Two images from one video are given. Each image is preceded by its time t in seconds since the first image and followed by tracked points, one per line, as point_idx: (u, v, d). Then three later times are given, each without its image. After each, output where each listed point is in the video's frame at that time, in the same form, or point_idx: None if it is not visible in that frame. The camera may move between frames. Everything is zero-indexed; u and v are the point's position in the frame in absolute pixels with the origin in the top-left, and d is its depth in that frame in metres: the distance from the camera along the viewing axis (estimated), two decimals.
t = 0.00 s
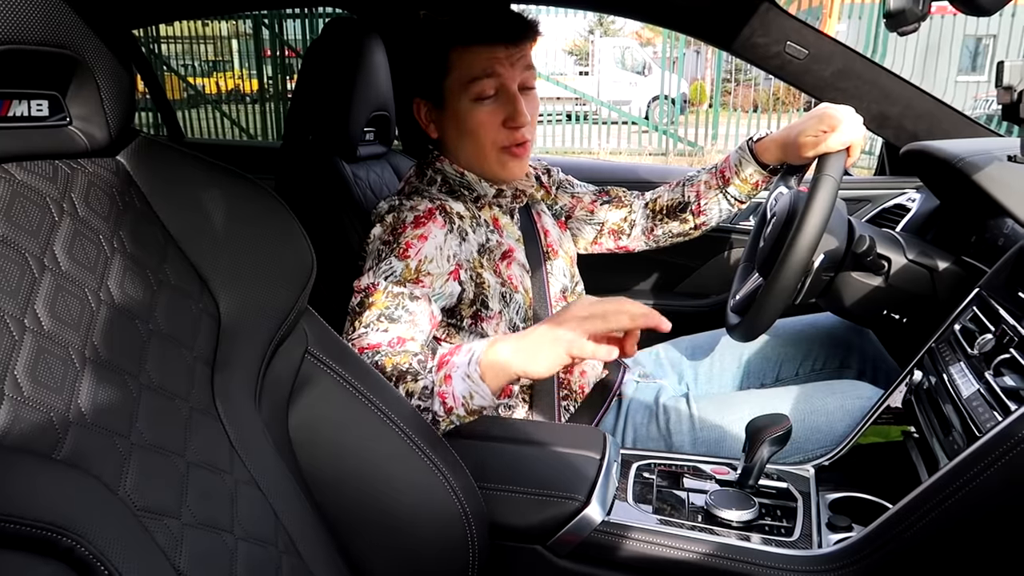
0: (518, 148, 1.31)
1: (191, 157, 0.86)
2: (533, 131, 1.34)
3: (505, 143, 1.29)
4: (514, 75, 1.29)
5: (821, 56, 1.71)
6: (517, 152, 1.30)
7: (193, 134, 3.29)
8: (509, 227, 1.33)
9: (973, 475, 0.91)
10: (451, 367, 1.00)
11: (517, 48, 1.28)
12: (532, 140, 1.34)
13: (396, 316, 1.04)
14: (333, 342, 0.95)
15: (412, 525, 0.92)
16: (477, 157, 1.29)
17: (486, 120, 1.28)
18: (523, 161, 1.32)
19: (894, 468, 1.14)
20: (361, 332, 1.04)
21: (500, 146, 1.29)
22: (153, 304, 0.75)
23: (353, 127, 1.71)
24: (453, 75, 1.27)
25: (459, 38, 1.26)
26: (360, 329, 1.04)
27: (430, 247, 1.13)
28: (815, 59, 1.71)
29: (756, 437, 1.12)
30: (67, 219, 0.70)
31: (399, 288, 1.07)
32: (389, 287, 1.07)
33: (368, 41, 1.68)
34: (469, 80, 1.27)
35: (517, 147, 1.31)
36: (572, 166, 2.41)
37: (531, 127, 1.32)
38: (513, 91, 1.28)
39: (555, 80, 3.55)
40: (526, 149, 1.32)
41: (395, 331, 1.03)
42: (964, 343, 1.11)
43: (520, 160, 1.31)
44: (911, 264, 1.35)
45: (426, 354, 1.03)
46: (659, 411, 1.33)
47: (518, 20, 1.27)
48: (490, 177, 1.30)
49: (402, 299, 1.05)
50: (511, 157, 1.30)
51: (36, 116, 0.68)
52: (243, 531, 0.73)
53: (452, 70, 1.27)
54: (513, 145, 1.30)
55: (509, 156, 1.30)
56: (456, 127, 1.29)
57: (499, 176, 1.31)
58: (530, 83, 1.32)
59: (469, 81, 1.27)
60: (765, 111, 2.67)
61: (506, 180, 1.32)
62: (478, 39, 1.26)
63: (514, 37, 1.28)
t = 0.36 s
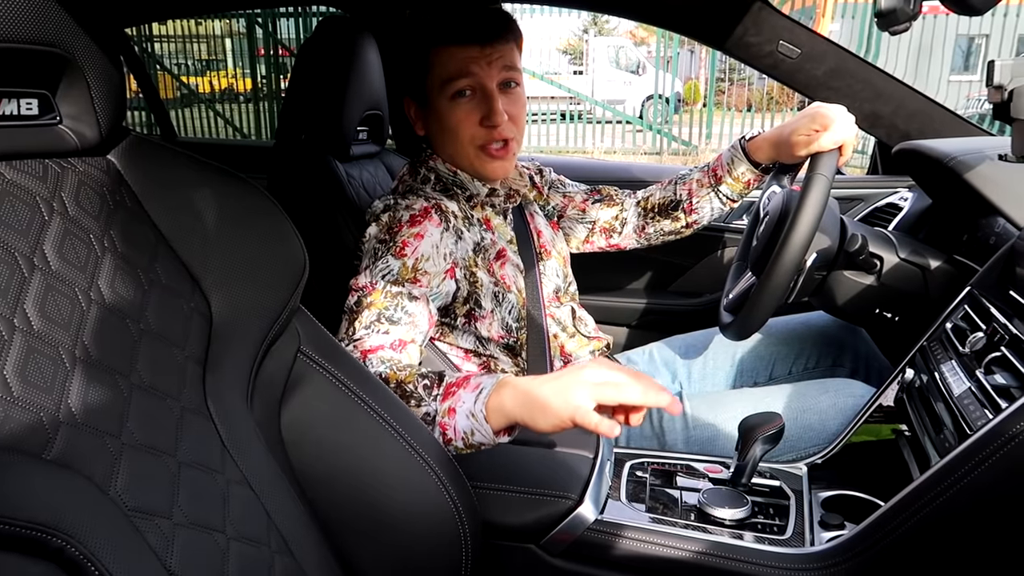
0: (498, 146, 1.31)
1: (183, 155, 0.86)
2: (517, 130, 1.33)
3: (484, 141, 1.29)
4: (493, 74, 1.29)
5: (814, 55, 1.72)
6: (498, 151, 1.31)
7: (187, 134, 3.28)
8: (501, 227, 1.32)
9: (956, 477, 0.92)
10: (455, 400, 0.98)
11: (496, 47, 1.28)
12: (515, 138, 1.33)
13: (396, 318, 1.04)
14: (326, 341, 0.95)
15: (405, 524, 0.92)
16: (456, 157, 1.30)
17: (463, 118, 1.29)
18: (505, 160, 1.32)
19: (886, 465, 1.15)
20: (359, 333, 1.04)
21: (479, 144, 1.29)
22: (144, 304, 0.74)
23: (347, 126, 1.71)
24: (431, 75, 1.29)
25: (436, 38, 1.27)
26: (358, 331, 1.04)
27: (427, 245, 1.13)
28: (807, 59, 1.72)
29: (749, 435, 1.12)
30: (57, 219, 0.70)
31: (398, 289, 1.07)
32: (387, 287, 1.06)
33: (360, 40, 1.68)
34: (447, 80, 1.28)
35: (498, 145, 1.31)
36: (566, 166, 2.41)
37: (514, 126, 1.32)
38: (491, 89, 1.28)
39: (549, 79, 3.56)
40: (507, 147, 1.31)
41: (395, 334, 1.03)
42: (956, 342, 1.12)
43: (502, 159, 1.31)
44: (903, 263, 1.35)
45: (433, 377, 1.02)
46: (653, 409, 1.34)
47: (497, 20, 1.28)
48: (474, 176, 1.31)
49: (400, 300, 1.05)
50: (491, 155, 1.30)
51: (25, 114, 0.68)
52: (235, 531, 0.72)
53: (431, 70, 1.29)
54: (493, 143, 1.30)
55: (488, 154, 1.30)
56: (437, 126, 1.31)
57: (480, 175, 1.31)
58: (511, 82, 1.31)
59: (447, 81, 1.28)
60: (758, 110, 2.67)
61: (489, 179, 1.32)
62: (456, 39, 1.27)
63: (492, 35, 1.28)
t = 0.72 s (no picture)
0: (491, 145, 1.30)
1: (177, 155, 0.86)
2: (508, 128, 1.33)
3: (475, 141, 1.29)
4: (481, 72, 1.28)
5: (808, 55, 1.73)
6: (490, 150, 1.30)
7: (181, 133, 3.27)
8: (492, 227, 1.33)
9: (947, 476, 0.92)
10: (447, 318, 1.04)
11: (484, 45, 1.28)
12: (506, 136, 1.32)
13: (380, 315, 1.04)
14: (320, 341, 0.95)
15: (399, 524, 0.92)
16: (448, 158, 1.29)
17: (454, 118, 1.28)
18: (498, 159, 1.31)
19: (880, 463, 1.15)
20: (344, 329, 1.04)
21: (471, 144, 1.29)
22: (137, 304, 0.74)
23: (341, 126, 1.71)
24: (421, 75, 1.28)
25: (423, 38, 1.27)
26: (343, 326, 1.04)
27: (416, 245, 1.13)
28: (801, 58, 1.73)
29: (743, 434, 1.12)
30: (50, 218, 0.69)
31: (386, 288, 1.07)
32: (375, 287, 1.07)
33: (355, 39, 1.67)
34: (436, 79, 1.27)
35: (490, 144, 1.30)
36: (560, 165, 2.41)
37: (504, 123, 1.32)
38: (480, 87, 1.27)
39: (544, 79, 3.56)
40: (499, 145, 1.31)
41: (379, 329, 1.03)
42: (949, 340, 1.12)
43: (495, 158, 1.31)
44: (896, 262, 1.36)
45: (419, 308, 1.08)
46: (647, 408, 1.34)
47: (484, 18, 1.27)
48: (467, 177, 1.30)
49: (386, 298, 1.06)
50: (484, 155, 1.30)
51: (17, 113, 0.67)
52: (229, 531, 0.72)
53: (420, 70, 1.28)
54: (485, 143, 1.29)
55: (480, 154, 1.29)
56: (428, 127, 1.30)
57: (475, 176, 1.30)
58: (500, 80, 1.31)
59: (437, 81, 1.27)
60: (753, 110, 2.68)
61: (484, 179, 1.31)
62: (443, 38, 1.26)
63: (479, 33, 1.27)
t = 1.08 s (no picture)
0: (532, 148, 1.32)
1: (177, 155, 0.86)
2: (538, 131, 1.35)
3: (523, 144, 1.29)
4: (529, 77, 1.29)
5: (808, 54, 1.73)
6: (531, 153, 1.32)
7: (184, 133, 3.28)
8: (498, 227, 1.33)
9: (947, 474, 0.92)
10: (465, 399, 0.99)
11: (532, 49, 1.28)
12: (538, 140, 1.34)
13: (394, 320, 1.05)
14: (320, 340, 0.95)
15: (398, 522, 0.92)
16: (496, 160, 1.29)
17: (505, 122, 1.27)
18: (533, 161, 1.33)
19: (880, 462, 1.16)
20: (357, 334, 1.04)
21: (520, 147, 1.29)
22: (137, 303, 0.74)
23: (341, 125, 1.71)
24: (473, 76, 1.25)
25: (480, 39, 1.24)
26: (356, 331, 1.04)
27: (424, 247, 1.13)
28: (801, 57, 1.73)
29: (743, 433, 1.13)
30: (50, 217, 0.69)
31: (397, 290, 1.07)
32: (386, 288, 1.07)
33: (356, 39, 1.67)
34: (490, 82, 1.25)
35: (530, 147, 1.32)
36: (561, 165, 2.42)
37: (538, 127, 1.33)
38: (528, 92, 1.28)
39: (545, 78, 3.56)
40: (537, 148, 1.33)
41: (394, 335, 1.04)
42: (948, 339, 1.12)
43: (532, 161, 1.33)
44: (896, 261, 1.36)
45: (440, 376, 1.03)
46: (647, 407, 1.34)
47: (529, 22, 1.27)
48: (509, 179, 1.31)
49: (398, 302, 1.06)
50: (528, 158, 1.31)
51: (18, 113, 0.67)
52: (229, 529, 0.72)
53: (474, 71, 1.25)
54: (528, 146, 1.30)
55: (524, 157, 1.30)
56: (473, 129, 1.27)
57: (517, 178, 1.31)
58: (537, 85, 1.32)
59: (491, 84, 1.25)
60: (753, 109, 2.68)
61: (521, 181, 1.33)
62: (498, 41, 1.25)
63: (524, 38, 1.27)
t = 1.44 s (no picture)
0: (493, 145, 1.31)
1: (176, 156, 0.86)
2: (511, 129, 1.33)
3: (477, 139, 1.30)
4: (490, 71, 1.29)
5: (807, 54, 1.73)
6: (490, 150, 1.31)
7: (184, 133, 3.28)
8: (494, 228, 1.33)
9: (945, 474, 0.92)
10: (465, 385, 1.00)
11: (497, 43, 1.28)
12: (509, 138, 1.33)
13: (391, 320, 1.05)
14: (319, 341, 0.95)
15: (398, 523, 0.92)
16: (449, 155, 1.31)
17: (459, 114, 1.29)
18: (496, 159, 1.32)
19: (878, 463, 1.16)
20: (355, 334, 1.04)
21: (473, 142, 1.30)
22: (137, 305, 0.75)
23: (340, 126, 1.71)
24: (427, 69, 1.29)
25: (439, 32, 1.27)
26: (354, 331, 1.04)
27: (419, 248, 1.13)
28: (800, 58, 1.73)
29: (741, 434, 1.13)
30: (50, 219, 0.70)
31: (394, 291, 1.07)
32: (383, 288, 1.07)
33: (355, 40, 1.67)
34: (444, 74, 1.28)
35: (492, 144, 1.32)
36: (561, 165, 2.42)
37: (509, 125, 1.32)
38: (487, 87, 1.28)
39: (545, 78, 3.56)
40: (500, 146, 1.32)
41: (390, 334, 1.04)
42: (946, 340, 1.12)
43: (496, 159, 1.32)
44: (894, 261, 1.36)
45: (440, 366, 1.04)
46: (646, 407, 1.34)
47: (497, 17, 1.27)
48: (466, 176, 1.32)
49: (395, 301, 1.06)
50: (485, 154, 1.31)
51: (18, 115, 0.68)
52: (228, 530, 0.73)
53: (427, 63, 1.28)
54: (487, 142, 1.30)
55: (479, 152, 1.31)
56: (432, 121, 1.31)
57: (475, 174, 1.32)
58: (508, 81, 1.31)
59: (444, 76, 1.28)
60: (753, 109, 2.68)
61: (481, 179, 1.33)
62: (455, 34, 1.26)
63: (491, 32, 1.27)
